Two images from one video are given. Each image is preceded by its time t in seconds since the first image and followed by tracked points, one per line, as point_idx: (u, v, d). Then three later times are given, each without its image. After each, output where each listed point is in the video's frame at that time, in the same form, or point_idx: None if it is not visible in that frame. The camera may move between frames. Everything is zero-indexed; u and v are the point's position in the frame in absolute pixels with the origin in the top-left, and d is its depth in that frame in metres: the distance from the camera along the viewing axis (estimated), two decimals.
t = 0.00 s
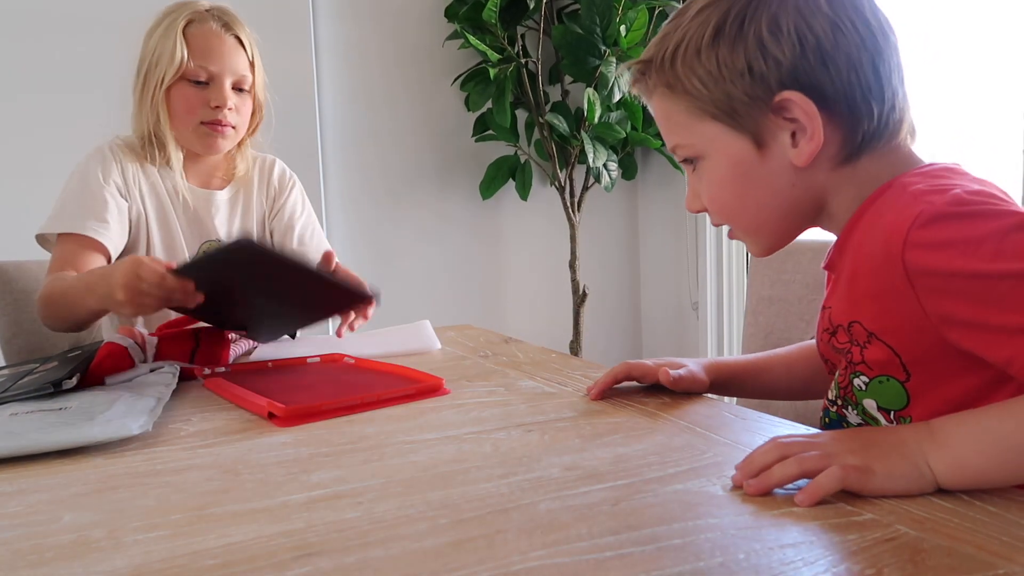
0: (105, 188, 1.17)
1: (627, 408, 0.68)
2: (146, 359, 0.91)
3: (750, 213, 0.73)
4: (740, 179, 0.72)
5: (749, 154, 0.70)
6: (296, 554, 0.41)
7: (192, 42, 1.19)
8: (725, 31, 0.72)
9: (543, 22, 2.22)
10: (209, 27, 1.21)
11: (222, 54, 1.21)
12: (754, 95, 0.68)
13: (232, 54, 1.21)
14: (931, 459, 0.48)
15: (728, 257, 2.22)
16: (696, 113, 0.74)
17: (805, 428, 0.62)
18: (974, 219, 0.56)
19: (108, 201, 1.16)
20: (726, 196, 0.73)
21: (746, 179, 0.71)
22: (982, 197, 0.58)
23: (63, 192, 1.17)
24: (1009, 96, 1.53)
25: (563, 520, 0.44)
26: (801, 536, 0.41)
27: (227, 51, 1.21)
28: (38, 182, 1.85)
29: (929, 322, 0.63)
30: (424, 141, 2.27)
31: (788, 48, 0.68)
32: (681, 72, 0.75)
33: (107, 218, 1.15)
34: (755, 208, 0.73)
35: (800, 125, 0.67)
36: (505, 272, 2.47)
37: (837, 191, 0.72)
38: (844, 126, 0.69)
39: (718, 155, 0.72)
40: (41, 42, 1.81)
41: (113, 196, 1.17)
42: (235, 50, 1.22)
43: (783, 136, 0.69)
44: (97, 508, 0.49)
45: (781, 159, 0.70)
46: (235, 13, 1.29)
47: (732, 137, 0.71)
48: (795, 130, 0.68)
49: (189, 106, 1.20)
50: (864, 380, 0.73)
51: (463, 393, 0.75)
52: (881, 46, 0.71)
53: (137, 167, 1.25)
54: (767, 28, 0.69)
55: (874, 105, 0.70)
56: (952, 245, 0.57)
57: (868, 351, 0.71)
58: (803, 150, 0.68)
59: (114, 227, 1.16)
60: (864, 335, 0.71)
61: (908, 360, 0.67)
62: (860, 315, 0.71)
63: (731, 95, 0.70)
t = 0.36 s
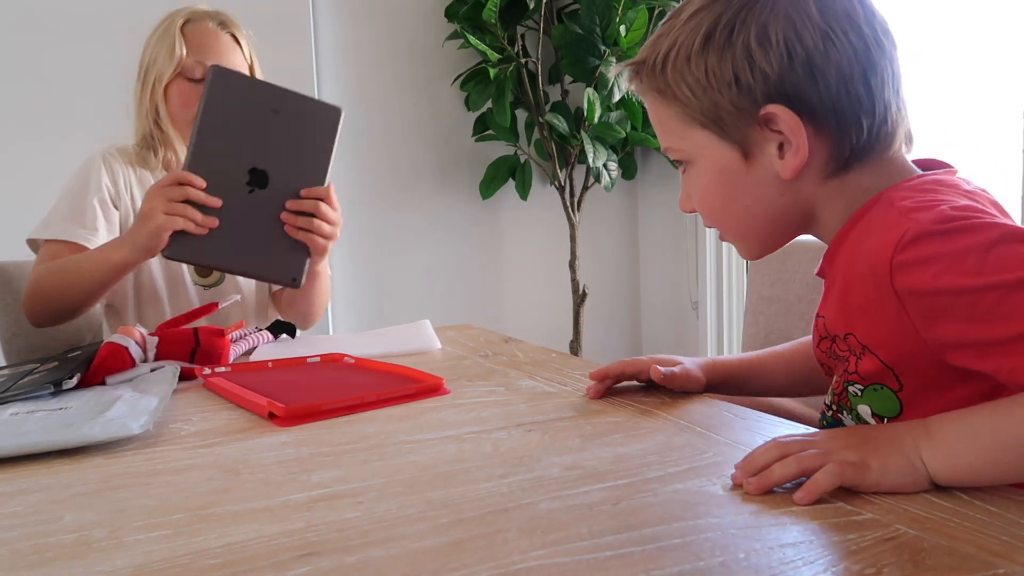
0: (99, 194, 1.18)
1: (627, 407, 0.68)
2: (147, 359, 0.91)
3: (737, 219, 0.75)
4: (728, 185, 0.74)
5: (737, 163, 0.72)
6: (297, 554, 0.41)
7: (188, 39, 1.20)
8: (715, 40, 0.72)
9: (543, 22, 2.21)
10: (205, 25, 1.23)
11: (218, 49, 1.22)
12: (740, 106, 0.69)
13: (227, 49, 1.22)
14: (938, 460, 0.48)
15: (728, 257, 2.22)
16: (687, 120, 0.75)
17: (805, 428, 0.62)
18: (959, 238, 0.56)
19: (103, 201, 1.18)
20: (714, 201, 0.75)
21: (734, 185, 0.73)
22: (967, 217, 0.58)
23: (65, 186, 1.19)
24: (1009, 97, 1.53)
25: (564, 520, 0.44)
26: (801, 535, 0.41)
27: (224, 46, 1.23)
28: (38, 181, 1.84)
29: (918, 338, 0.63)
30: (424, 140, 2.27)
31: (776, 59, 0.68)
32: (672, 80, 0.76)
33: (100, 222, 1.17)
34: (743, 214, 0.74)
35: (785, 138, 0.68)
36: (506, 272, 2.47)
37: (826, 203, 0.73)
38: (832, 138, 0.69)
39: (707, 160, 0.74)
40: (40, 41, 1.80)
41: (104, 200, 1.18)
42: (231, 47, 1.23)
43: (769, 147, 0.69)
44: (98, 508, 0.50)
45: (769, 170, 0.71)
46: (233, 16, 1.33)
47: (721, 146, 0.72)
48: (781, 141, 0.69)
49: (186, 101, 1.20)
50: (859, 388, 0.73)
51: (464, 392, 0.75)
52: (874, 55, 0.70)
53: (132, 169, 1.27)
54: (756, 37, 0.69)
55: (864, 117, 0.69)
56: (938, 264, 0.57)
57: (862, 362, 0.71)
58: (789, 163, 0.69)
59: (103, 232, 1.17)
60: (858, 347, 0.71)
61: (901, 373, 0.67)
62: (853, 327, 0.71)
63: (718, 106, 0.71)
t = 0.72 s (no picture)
0: (98, 186, 1.17)
1: (629, 406, 0.68)
2: (145, 361, 0.92)
3: (717, 210, 0.76)
4: (710, 177, 0.75)
5: (722, 156, 0.73)
6: (299, 552, 0.41)
7: (152, 41, 1.21)
8: (715, 29, 0.72)
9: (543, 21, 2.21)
10: (167, 22, 1.22)
11: (185, 48, 1.21)
12: (732, 100, 0.70)
13: (195, 45, 1.22)
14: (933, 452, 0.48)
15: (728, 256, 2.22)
16: (677, 108, 0.76)
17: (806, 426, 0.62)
18: (943, 230, 0.57)
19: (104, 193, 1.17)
20: (696, 190, 0.77)
21: (718, 178, 0.74)
22: (949, 209, 0.59)
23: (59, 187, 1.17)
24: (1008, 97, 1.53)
25: (566, 517, 0.44)
26: (804, 533, 0.41)
27: (189, 43, 1.22)
28: (36, 181, 1.84)
29: (908, 332, 0.63)
30: (423, 140, 2.28)
31: (771, 57, 0.68)
32: (668, 65, 0.77)
33: (105, 216, 1.16)
34: (724, 206, 0.76)
35: (771, 135, 0.69)
36: (506, 272, 2.47)
37: (807, 206, 0.74)
38: (820, 140, 0.70)
39: (694, 152, 0.75)
40: (38, 40, 1.80)
41: (105, 194, 1.17)
42: (198, 42, 1.23)
43: (756, 143, 0.70)
44: (100, 506, 0.50)
45: (754, 166, 0.72)
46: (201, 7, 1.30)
47: (709, 137, 0.73)
48: (768, 141, 0.70)
49: (156, 104, 1.21)
50: (849, 384, 0.74)
51: (466, 391, 0.75)
52: (869, 64, 0.70)
53: (124, 168, 1.23)
54: (754, 32, 0.69)
55: (853, 123, 0.70)
56: (925, 257, 0.58)
57: (852, 356, 0.72)
58: (772, 161, 0.70)
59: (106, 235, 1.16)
60: (848, 341, 0.72)
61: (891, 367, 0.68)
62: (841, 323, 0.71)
63: (710, 96, 0.72)
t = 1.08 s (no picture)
0: (95, 186, 1.17)
1: (630, 405, 0.68)
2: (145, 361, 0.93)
3: (690, 246, 0.79)
4: (682, 214, 0.77)
5: (692, 193, 0.76)
6: (303, 549, 0.41)
7: (160, 49, 1.19)
8: (668, 74, 0.76)
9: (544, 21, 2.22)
10: (174, 29, 1.20)
11: (193, 56, 1.20)
12: (695, 137, 0.74)
13: (204, 53, 1.21)
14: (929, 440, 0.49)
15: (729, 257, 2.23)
16: (641, 152, 0.78)
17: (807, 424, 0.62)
18: (899, 223, 0.61)
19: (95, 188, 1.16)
20: (667, 229, 0.79)
21: (689, 215, 0.77)
22: (897, 203, 0.64)
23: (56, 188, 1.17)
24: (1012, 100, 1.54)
25: (568, 515, 0.44)
26: (807, 530, 0.41)
27: (198, 52, 1.21)
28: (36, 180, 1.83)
29: (880, 328, 0.66)
30: (425, 140, 2.27)
31: (726, 92, 0.72)
32: (626, 112, 0.79)
33: (91, 209, 1.14)
34: (699, 242, 0.78)
35: (737, 168, 0.72)
36: (506, 272, 2.47)
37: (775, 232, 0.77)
38: (781, 165, 0.74)
39: (663, 191, 0.78)
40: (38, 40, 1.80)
41: (98, 191, 1.17)
42: (206, 51, 1.21)
43: (722, 176, 0.74)
44: (102, 504, 0.50)
45: (722, 198, 0.75)
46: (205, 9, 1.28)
47: (677, 176, 0.76)
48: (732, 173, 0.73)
49: (164, 116, 1.21)
50: (836, 387, 0.76)
51: (467, 390, 0.75)
52: (814, 91, 0.75)
53: (125, 174, 1.24)
54: (706, 72, 0.73)
55: (809, 145, 0.74)
56: (885, 253, 0.61)
57: (835, 360, 0.74)
58: (740, 192, 0.73)
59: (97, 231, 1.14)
60: (830, 348, 0.74)
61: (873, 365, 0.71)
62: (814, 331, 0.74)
63: (673, 137, 0.75)
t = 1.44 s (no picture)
0: (84, 191, 1.15)
1: (630, 404, 0.68)
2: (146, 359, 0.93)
3: (696, 223, 0.81)
4: (692, 191, 0.79)
5: (703, 170, 0.78)
6: (301, 550, 0.41)
7: (155, 53, 1.17)
8: (693, 59, 0.81)
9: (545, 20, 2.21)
10: (170, 32, 1.18)
11: (188, 61, 1.18)
12: (715, 116, 0.77)
13: (201, 58, 1.19)
14: (925, 441, 0.49)
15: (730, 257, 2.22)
16: (657, 129, 0.81)
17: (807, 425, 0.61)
18: (880, 206, 0.65)
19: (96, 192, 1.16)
20: (675, 206, 0.81)
21: (699, 191, 0.79)
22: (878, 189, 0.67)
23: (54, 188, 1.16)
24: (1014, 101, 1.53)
25: (567, 516, 0.44)
26: (805, 531, 0.41)
27: (196, 58, 1.18)
28: (37, 181, 1.84)
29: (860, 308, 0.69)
30: (425, 139, 2.27)
31: (748, 79, 0.78)
32: (648, 91, 0.83)
33: (90, 208, 1.14)
34: (703, 221, 0.80)
35: (750, 148, 0.76)
36: (506, 272, 2.47)
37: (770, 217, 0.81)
38: (787, 153, 0.79)
39: (675, 168, 0.80)
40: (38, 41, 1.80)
41: (97, 193, 1.16)
42: (203, 54, 1.19)
43: (736, 154, 0.77)
44: (101, 505, 0.50)
45: (732, 177, 0.78)
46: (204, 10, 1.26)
47: (691, 153, 0.79)
48: (745, 153, 0.77)
49: (157, 120, 1.20)
50: (819, 373, 0.78)
51: (466, 389, 0.75)
52: (820, 94, 0.82)
53: (122, 178, 1.23)
54: (730, 59, 0.79)
55: (810, 141, 0.81)
56: (861, 233, 0.65)
57: (818, 346, 0.77)
58: (750, 171, 0.77)
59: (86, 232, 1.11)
60: (813, 333, 0.76)
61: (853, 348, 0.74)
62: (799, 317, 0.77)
63: (694, 115, 0.78)
